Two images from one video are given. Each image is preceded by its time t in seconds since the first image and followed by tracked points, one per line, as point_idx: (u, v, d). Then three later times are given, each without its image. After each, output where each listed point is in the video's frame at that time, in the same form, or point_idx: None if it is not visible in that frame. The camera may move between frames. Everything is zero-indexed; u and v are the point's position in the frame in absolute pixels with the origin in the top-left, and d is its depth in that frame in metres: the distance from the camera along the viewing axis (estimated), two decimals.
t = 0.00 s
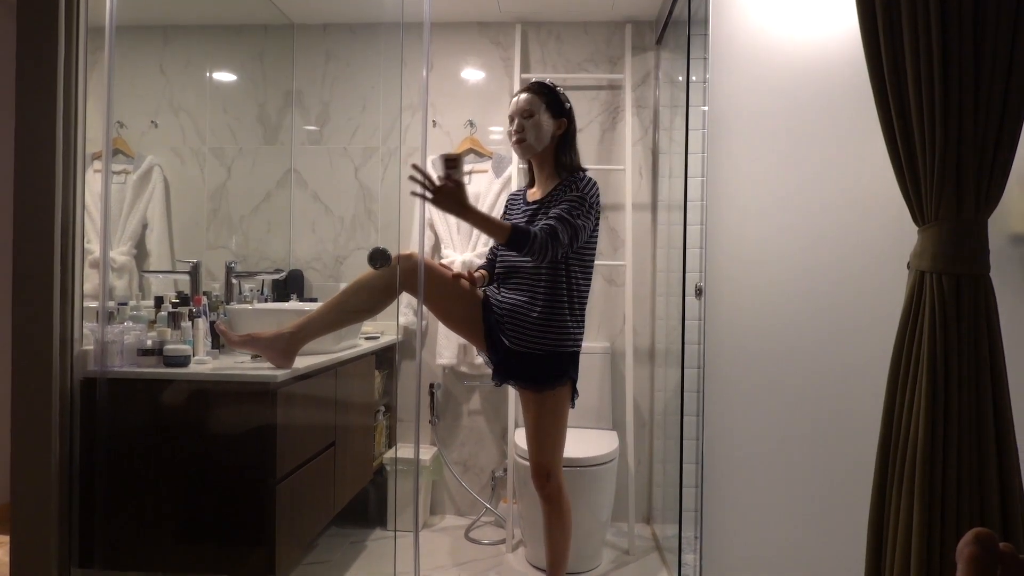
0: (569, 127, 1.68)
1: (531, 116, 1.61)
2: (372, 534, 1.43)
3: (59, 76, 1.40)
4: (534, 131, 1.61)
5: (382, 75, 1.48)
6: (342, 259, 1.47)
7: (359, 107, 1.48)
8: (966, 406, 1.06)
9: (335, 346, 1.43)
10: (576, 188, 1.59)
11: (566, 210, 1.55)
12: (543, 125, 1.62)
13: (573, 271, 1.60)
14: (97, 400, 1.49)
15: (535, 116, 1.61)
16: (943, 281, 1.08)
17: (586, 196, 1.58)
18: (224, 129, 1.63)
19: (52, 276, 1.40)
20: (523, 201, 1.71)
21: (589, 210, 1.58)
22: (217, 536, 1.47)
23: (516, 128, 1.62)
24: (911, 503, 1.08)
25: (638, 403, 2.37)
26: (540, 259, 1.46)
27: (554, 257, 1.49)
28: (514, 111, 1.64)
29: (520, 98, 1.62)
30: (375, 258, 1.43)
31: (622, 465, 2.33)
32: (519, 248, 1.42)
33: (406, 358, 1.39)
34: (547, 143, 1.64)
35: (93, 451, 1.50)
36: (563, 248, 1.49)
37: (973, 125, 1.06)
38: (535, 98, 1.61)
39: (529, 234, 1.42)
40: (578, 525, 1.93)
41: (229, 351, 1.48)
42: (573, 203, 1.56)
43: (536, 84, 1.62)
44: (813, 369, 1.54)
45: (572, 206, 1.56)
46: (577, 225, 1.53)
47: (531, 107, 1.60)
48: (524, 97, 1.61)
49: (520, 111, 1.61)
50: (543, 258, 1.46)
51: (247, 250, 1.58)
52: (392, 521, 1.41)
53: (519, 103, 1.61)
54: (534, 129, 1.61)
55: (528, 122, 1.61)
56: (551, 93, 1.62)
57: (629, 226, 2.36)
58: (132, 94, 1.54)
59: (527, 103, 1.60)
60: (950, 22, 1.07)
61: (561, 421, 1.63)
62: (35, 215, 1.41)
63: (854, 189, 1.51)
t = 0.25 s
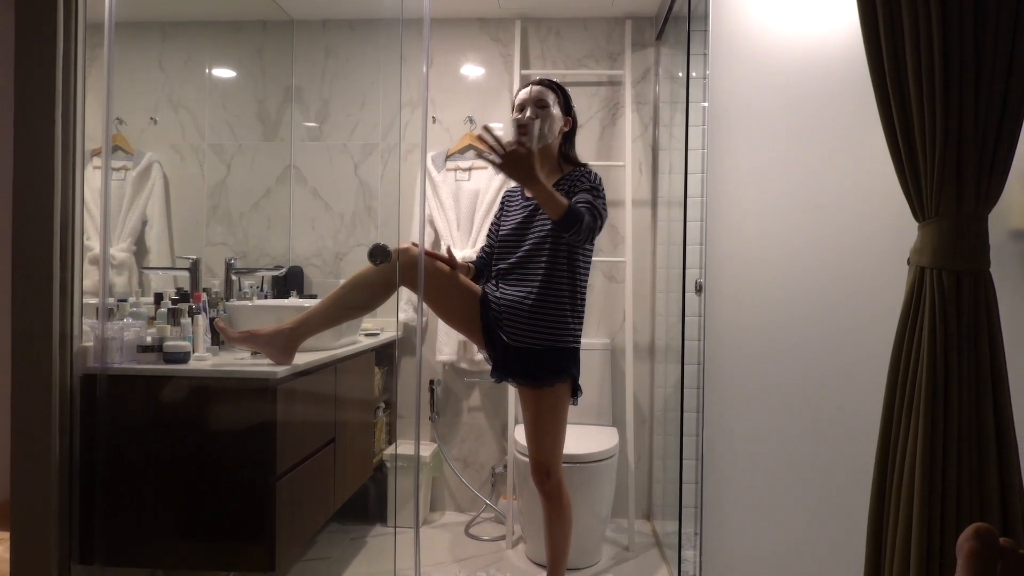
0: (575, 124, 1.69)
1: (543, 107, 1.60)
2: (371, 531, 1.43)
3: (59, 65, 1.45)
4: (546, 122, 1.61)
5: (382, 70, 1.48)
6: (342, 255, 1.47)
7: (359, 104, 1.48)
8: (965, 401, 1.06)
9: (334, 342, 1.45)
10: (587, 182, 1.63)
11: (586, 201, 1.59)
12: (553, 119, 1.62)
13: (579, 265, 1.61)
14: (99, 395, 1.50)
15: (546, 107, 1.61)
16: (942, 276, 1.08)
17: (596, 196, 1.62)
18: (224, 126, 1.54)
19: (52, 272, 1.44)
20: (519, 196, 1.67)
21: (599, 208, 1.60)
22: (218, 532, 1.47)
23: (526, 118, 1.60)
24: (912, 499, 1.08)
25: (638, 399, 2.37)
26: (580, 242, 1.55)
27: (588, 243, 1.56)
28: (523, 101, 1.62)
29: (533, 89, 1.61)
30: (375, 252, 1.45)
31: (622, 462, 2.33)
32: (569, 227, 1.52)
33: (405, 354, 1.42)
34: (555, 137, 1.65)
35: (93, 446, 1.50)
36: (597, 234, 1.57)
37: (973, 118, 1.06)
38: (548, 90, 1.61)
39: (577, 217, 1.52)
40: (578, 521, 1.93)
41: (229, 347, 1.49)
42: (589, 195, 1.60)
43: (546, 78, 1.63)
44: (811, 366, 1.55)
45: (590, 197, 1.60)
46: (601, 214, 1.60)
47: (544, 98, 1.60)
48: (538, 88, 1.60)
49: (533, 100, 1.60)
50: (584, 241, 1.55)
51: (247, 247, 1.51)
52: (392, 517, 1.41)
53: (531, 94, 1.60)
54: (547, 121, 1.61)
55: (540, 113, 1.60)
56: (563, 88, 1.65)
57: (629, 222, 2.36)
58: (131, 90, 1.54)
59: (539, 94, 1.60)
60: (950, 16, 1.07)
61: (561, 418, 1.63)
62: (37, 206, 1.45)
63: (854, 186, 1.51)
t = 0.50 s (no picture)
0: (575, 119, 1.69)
1: (546, 101, 1.59)
2: (373, 526, 1.43)
3: (59, 63, 1.46)
4: (549, 116, 1.59)
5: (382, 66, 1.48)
6: (342, 252, 1.46)
7: (359, 99, 1.48)
8: (966, 395, 1.06)
9: (334, 338, 1.45)
10: (587, 184, 1.64)
11: (587, 204, 1.60)
12: (556, 113, 1.60)
13: (580, 264, 1.60)
14: (101, 391, 1.51)
15: (549, 101, 1.59)
16: (942, 270, 1.08)
17: (596, 196, 1.63)
18: (223, 123, 1.53)
19: (51, 269, 1.45)
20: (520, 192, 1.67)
21: (599, 208, 1.61)
22: (219, 527, 1.47)
23: (529, 112, 1.59)
24: (912, 496, 1.08)
25: (638, 395, 2.37)
26: (580, 245, 1.53)
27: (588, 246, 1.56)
28: (524, 95, 1.60)
29: (536, 82, 1.60)
30: (376, 249, 1.46)
31: (623, 458, 2.33)
32: (567, 230, 1.50)
33: (405, 351, 1.41)
34: (558, 131, 1.63)
35: (95, 442, 1.51)
36: (596, 238, 1.57)
37: (974, 112, 1.06)
38: (550, 84, 1.60)
39: (575, 219, 1.50)
40: (578, 516, 1.93)
41: (229, 344, 1.48)
42: (590, 198, 1.62)
43: (547, 72, 1.62)
44: (811, 361, 1.55)
45: (591, 200, 1.62)
46: (601, 216, 1.60)
47: (547, 92, 1.59)
48: (540, 82, 1.59)
49: (535, 94, 1.59)
50: (583, 245, 1.54)
51: (247, 243, 1.50)
52: (393, 513, 1.41)
53: (532, 88, 1.59)
54: (549, 115, 1.60)
55: (542, 107, 1.59)
56: (563, 83, 1.64)
57: (629, 218, 2.36)
58: (131, 87, 1.54)
59: (541, 88, 1.59)
60: (951, 10, 1.06)
61: (560, 414, 1.63)
62: (37, 203, 1.46)
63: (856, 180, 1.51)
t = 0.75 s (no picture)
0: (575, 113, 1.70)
1: (546, 95, 1.60)
2: (373, 523, 1.43)
3: (57, 61, 1.45)
4: (549, 110, 1.61)
5: (382, 61, 1.47)
6: (342, 248, 1.46)
7: (359, 95, 1.47)
8: (967, 389, 1.06)
9: (334, 334, 1.44)
10: (585, 177, 1.60)
11: (581, 198, 1.55)
12: (555, 107, 1.61)
13: (578, 260, 1.60)
14: (102, 387, 1.51)
15: (549, 96, 1.60)
16: (943, 264, 1.08)
17: (594, 187, 1.59)
18: (224, 122, 1.56)
19: (51, 265, 1.44)
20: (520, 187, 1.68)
21: (598, 201, 1.58)
22: (220, 523, 1.47)
23: (530, 106, 1.60)
24: (913, 488, 1.08)
25: (639, 390, 2.37)
26: (569, 242, 1.49)
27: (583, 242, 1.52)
28: (524, 89, 1.61)
29: (536, 77, 1.61)
30: (379, 245, 1.43)
31: (623, 453, 2.34)
32: (557, 226, 1.45)
33: (405, 347, 1.37)
34: (558, 126, 1.64)
35: (96, 437, 1.51)
36: (590, 234, 1.52)
37: (976, 106, 1.06)
38: (550, 78, 1.61)
39: (566, 214, 1.45)
40: (579, 512, 1.93)
41: (229, 340, 1.48)
42: (586, 192, 1.57)
43: (547, 67, 1.63)
44: (811, 356, 1.55)
45: (586, 194, 1.57)
46: (595, 213, 1.56)
47: (547, 87, 1.60)
48: (541, 76, 1.60)
49: (535, 88, 1.60)
50: (573, 242, 1.49)
51: (247, 240, 1.52)
52: (394, 509, 1.41)
53: (532, 82, 1.60)
54: (549, 109, 1.61)
55: (542, 102, 1.60)
56: (563, 78, 1.65)
57: (630, 213, 2.36)
58: (131, 83, 1.53)
59: (541, 82, 1.60)
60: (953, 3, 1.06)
61: (561, 409, 1.63)
62: (37, 202, 1.45)
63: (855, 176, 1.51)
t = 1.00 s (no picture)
0: (577, 109, 1.70)
1: (550, 89, 1.60)
2: (374, 518, 1.43)
3: (55, 60, 1.48)
4: (554, 104, 1.60)
5: (382, 55, 1.47)
6: (343, 243, 1.46)
7: (359, 89, 1.47)
8: (969, 382, 1.06)
9: (335, 329, 1.44)
10: (591, 170, 1.60)
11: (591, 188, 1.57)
12: (559, 102, 1.61)
13: (581, 253, 1.60)
14: (103, 382, 1.51)
15: (552, 90, 1.60)
16: (944, 257, 1.08)
17: (602, 183, 1.58)
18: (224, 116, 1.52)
19: (51, 262, 1.47)
20: (524, 180, 1.69)
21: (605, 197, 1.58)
22: (221, 517, 1.47)
23: (534, 102, 1.60)
24: (914, 479, 1.08)
25: (640, 385, 2.38)
26: (585, 225, 1.50)
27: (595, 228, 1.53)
28: (527, 85, 1.61)
29: (538, 72, 1.61)
30: (382, 240, 1.43)
31: (624, 448, 2.34)
32: (575, 207, 1.47)
33: (406, 342, 1.38)
34: (562, 121, 1.64)
35: (97, 432, 1.52)
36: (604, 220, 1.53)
37: (978, 99, 1.05)
38: (553, 73, 1.61)
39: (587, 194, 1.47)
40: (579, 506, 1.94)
41: (229, 335, 1.48)
42: (595, 182, 1.58)
43: (550, 62, 1.63)
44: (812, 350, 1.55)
45: (596, 184, 1.58)
46: (608, 201, 1.57)
47: (550, 82, 1.60)
48: (543, 71, 1.60)
49: (538, 84, 1.60)
50: (588, 225, 1.50)
51: (246, 235, 1.50)
52: (395, 504, 1.41)
53: (535, 78, 1.60)
54: (553, 104, 1.60)
55: (546, 97, 1.60)
56: (565, 73, 1.65)
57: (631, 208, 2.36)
58: (131, 79, 1.54)
59: (544, 78, 1.60)
60: None
61: (562, 405, 1.62)
62: (36, 198, 1.48)
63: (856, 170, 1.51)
